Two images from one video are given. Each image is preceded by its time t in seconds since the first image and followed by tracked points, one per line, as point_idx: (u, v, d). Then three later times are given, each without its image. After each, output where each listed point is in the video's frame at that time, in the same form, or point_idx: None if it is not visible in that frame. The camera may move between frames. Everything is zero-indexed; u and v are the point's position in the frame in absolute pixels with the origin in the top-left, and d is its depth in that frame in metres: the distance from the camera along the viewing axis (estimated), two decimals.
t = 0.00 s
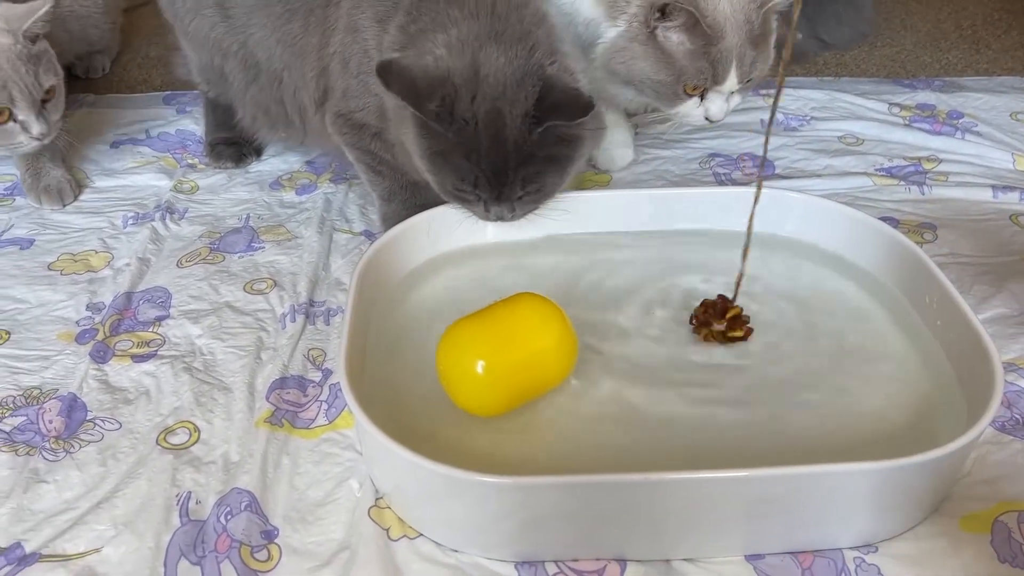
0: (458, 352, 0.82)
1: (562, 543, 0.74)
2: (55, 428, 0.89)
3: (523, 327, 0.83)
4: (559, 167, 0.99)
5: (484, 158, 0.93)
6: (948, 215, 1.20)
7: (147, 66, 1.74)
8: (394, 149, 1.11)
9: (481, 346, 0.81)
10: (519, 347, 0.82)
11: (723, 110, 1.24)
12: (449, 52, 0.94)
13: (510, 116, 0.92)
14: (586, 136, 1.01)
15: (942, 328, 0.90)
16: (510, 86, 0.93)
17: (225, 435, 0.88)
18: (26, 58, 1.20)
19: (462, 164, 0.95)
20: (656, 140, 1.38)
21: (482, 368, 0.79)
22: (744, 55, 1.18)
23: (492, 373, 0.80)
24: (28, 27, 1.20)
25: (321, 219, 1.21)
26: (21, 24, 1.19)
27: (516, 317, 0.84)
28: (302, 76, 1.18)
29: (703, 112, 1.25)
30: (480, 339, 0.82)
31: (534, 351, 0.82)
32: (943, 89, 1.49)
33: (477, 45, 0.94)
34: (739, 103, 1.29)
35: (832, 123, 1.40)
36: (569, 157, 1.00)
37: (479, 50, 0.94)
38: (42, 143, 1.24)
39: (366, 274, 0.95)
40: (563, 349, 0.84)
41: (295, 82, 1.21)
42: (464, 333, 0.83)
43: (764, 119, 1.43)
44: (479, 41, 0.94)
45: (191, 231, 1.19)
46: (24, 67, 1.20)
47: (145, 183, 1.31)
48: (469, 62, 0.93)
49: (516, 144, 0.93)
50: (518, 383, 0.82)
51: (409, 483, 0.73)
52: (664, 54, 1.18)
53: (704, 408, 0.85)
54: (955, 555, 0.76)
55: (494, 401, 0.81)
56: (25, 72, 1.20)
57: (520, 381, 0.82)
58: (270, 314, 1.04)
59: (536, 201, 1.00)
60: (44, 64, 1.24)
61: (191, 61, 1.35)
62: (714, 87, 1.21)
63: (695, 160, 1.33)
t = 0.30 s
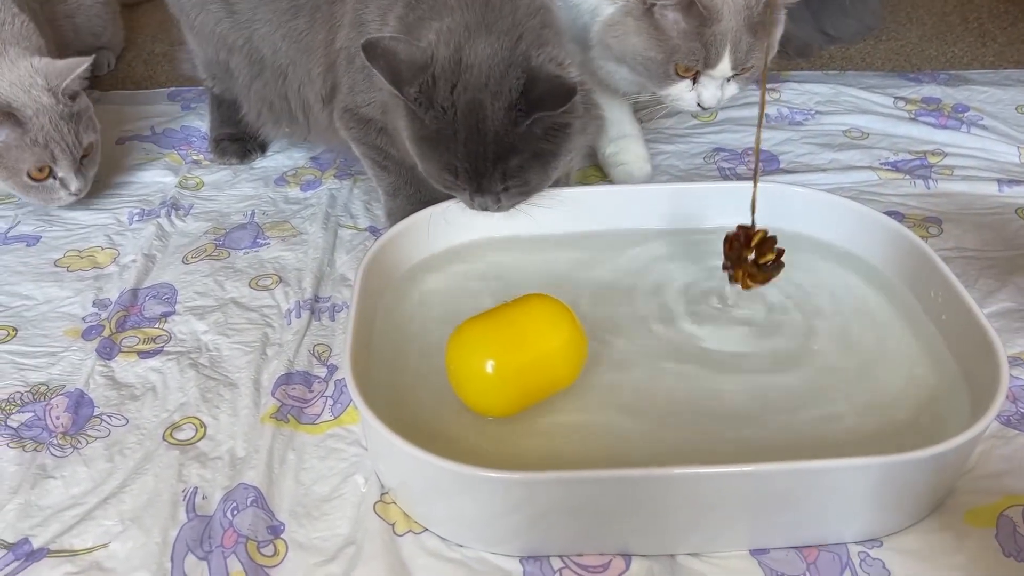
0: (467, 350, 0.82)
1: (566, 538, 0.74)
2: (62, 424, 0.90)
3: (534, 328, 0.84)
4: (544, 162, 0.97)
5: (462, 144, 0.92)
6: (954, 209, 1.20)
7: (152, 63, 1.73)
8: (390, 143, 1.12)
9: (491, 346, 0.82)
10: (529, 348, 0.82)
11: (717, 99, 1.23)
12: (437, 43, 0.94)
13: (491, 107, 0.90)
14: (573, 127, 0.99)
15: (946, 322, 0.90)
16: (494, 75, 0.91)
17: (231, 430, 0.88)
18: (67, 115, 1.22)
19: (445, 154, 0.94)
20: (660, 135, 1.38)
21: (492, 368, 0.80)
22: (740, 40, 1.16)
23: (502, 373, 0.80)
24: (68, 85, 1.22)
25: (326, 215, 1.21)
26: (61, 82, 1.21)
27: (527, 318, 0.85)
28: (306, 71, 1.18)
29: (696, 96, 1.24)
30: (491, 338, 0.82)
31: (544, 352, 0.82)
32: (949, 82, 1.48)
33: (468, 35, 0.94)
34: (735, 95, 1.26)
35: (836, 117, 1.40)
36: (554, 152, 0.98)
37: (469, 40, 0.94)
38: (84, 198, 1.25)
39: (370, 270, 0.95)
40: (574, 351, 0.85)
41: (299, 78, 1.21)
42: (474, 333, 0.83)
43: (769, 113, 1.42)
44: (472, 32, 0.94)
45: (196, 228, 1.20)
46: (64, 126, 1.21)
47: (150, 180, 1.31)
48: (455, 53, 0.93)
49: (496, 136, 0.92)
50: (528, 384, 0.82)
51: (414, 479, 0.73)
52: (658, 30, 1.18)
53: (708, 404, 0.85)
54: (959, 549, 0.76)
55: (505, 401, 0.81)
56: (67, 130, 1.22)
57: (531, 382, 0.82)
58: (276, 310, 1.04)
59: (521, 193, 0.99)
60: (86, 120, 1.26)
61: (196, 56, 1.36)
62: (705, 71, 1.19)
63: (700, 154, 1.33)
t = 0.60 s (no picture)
0: (489, 357, 0.81)
1: (571, 534, 0.74)
2: (69, 420, 0.90)
3: (558, 333, 0.82)
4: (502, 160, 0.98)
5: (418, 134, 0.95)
6: (959, 204, 1.19)
7: (156, 60, 1.73)
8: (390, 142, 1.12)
9: (513, 351, 0.80)
10: (552, 352, 0.81)
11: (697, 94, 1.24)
12: (409, 32, 0.95)
13: (445, 105, 0.92)
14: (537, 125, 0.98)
15: (953, 318, 0.90)
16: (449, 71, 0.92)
17: (237, 427, 0.88)
18: (72, 126, 1.19)
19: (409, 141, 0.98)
20: (665, 131, 1.38)
21: (515, 374, 0.78)
22: (722, 38, 1.16)
23: (525, 380, 0.78)
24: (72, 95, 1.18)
25: (331, 211, 1.21)
26: (64, 91, 1.17)
27: (549, 321, 0.83)
28: (315, 66, 1.19)
29: (674, 89, 1.24)
30: (512, 345, 0.81)
31: (569, 357, 0.81)
32: (954, 77, 1.48)
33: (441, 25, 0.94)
34: (714, 92, 1.27)
35: (841, 112, 1.39)
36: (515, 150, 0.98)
37: (438, 32, 0.94)
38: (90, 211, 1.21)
39: (375, 267, 0.95)
40: (596, 353, 0.83)
41: (308, 73, 1.22)
42: (498, 337, 0.82)
43: (774, 108, 1.42)
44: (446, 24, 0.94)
45: (201, 225, 1.20)
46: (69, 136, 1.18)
47: (155, 177, 1.31)
48: (423, 44, 0.94)
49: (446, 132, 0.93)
50: (553, 390, 0.80)
51: (420, 476, 0.73)
52: (642, 18, 1.17)
53: (713, 400, 0.85)
54: (965, 544, 0.76)
55: (527, 407, 0.80)
56: (71, 142, 1.19)
57: (555, 386, 0.80)
58: (281, 306, 1.04)
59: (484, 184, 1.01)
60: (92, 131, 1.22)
61: (200, 54, 1.36)
62: (686, 64, 1.19)
63: (704, 150, 1.33)
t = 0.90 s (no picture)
0: (496, 351, 0.81)
1: (574, 534, 0.74)
2: (73, 420, 0.90)
3: (564, 327, 0.82)
4: (487, 173, 0.99)
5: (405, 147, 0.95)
6: (963, 203, 1.19)
7: (161, 59, 1.74)
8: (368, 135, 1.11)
9: (519, 345, 0.80)
10: (558, 345, 0.81)
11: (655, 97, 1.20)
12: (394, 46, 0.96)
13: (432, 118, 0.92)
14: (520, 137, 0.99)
15: (955, 317, 0.90)
16: (437, 85, 0.93)
17: (241, 426, 0.89)
18: (46, 102, 1.16)
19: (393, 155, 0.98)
20: (668, 129, 1.38)
21: (520, 368, 0.79)
22: (681, 44, 1.13)
23: (531, 374, 0.79)
24: (49, 69, 1.14)
25: (334, 211, 1.21)
26: (38, 66, 1.13)
27: (555, 316, 0.83)
28: (317, 66, 1.19)
29: (636, 90, 1.21)
30: (518, 338, 0.81)
31: (574, 352, 0.81)
32: (958, 75, 1.47)
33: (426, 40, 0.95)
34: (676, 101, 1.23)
35: (844, 110, 1.39)
36: (499, 161, 0.99)
37: (424, 47, 0.95)
38: (63, 187, 1.21)
39: (378, 266, 0.95)
40: (603, 343, 0.83)
41: (311, 73, 1.22)
42: (503, 332, 0.82)
43: (778, 107, 1.41)
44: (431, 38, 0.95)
45: (204, 224, 1.20)
46: (42, 112, 1.15)
47: (159, 176, 1.31)
48: (409, 56, 0.95)
49: (436, 144, 0.93)
50: (559, 384, 0.81)
51: (422, 474, 0.74)
52: (612, 13, 1.15)
53: (715, 399, 0.85)
54: (967, 543, 0.76)
55: (533, 401, 0.80)
56: (43, 118, 1.16)
57: (562, 379, 0.81)
58: (285, 306, 1.04)
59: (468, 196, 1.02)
60: (67, 107, 1.19)
61: (204, 55, 1.36)
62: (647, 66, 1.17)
63: (708, 149, 1.32)
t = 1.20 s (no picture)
0: (508, 357, 0.80)
1: (577, 535, 0.74)
2: (77, 420, 0.90)
3: (578, 332, 0.81)
4: (520, 152, 0.97)
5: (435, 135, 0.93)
6: (967, 202, 1.19)
7: (164, 58, 1.74)
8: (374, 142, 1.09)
9: (531, 351, 0.80)
10: (572, 349, 0.80)
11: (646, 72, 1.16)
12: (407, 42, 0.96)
13: (466, 94, 0.91)
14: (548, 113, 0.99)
15: (959, 318, 0.89)
16: (465, 65, 0.92)
17: (244, 426, 0.89)
18: (47, 132, 1.12)
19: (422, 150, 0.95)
20: (671, 129, 1.37)
21: (535, 375, 0.78)
22: (670, 11, 1.11)
23: (546, 381, 0.78)
24: (54, 99, 1.11)
25: (337, 211, 1.21)
26: (45, 94, 1.10)
27: (570, 322, 0.82)
28: (313, 66, 1.18)
29: (626, 65, 1.18)
30: (530, 344, 0.80)
31: (589, 358, 0.80)
32: (962, 74, 1.47)
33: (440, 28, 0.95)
34: (667, 78, 1.19)
35: (848, 110, 1.39)
36: (530, 141, 0.98)
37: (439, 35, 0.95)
38: (60, 218, 1.18)
39: (381, 266, 0.95)
40: (616, 348, 0.83)
41: (307, 72, 1.21)
42: (517, 338, 0.81)
43: (782, 106, 1.41)
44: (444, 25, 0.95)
45: (207, 224, 1.20)
46: (41, 142, 1.12)
47: (162, 176, 1.31)
48: (426, 46, 0.94)
49: (470, 125, 0.92)
50: (574, 390, 0.80)
51: (425, 475, 0.74)
52: None
53: (718, 400, 0.85)
54: (971, 545, 0.76)
55: (548, 407, 0.79)
56: (42, 148, 1.13)
57: (576, 385, 0.80)
58: (287, 306, 1.04)
59: (499, 182, 0.99)
60: (70, 137, 1.16)
61: (206, 51, 1.36)
62: (635, 37, 1.13)
63: (711, 149, 1.32)
